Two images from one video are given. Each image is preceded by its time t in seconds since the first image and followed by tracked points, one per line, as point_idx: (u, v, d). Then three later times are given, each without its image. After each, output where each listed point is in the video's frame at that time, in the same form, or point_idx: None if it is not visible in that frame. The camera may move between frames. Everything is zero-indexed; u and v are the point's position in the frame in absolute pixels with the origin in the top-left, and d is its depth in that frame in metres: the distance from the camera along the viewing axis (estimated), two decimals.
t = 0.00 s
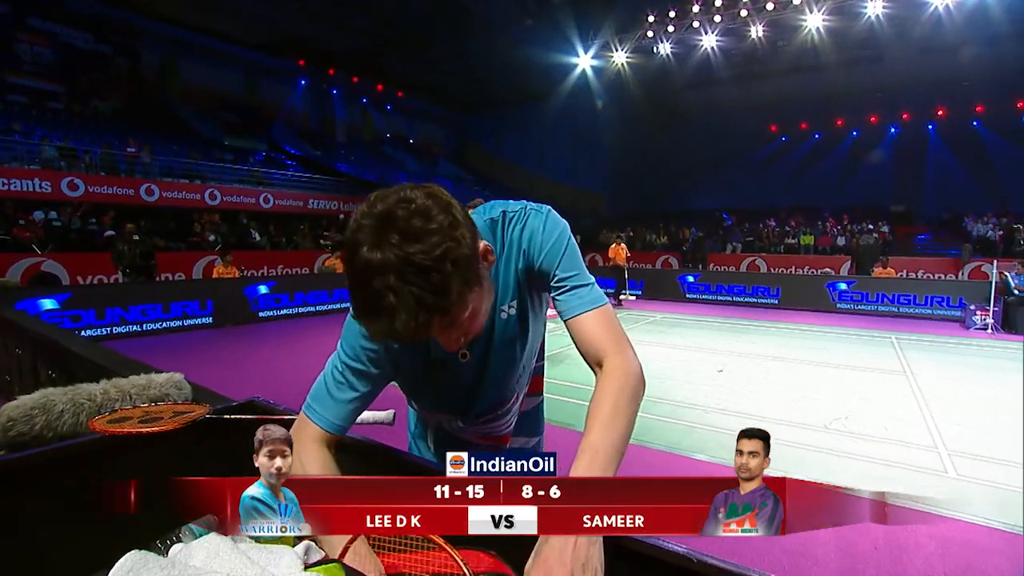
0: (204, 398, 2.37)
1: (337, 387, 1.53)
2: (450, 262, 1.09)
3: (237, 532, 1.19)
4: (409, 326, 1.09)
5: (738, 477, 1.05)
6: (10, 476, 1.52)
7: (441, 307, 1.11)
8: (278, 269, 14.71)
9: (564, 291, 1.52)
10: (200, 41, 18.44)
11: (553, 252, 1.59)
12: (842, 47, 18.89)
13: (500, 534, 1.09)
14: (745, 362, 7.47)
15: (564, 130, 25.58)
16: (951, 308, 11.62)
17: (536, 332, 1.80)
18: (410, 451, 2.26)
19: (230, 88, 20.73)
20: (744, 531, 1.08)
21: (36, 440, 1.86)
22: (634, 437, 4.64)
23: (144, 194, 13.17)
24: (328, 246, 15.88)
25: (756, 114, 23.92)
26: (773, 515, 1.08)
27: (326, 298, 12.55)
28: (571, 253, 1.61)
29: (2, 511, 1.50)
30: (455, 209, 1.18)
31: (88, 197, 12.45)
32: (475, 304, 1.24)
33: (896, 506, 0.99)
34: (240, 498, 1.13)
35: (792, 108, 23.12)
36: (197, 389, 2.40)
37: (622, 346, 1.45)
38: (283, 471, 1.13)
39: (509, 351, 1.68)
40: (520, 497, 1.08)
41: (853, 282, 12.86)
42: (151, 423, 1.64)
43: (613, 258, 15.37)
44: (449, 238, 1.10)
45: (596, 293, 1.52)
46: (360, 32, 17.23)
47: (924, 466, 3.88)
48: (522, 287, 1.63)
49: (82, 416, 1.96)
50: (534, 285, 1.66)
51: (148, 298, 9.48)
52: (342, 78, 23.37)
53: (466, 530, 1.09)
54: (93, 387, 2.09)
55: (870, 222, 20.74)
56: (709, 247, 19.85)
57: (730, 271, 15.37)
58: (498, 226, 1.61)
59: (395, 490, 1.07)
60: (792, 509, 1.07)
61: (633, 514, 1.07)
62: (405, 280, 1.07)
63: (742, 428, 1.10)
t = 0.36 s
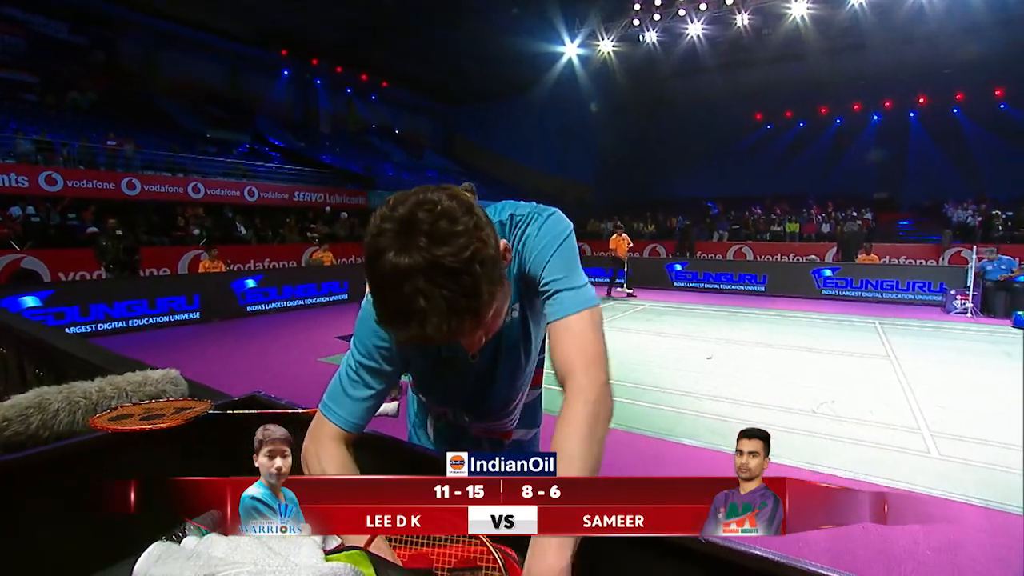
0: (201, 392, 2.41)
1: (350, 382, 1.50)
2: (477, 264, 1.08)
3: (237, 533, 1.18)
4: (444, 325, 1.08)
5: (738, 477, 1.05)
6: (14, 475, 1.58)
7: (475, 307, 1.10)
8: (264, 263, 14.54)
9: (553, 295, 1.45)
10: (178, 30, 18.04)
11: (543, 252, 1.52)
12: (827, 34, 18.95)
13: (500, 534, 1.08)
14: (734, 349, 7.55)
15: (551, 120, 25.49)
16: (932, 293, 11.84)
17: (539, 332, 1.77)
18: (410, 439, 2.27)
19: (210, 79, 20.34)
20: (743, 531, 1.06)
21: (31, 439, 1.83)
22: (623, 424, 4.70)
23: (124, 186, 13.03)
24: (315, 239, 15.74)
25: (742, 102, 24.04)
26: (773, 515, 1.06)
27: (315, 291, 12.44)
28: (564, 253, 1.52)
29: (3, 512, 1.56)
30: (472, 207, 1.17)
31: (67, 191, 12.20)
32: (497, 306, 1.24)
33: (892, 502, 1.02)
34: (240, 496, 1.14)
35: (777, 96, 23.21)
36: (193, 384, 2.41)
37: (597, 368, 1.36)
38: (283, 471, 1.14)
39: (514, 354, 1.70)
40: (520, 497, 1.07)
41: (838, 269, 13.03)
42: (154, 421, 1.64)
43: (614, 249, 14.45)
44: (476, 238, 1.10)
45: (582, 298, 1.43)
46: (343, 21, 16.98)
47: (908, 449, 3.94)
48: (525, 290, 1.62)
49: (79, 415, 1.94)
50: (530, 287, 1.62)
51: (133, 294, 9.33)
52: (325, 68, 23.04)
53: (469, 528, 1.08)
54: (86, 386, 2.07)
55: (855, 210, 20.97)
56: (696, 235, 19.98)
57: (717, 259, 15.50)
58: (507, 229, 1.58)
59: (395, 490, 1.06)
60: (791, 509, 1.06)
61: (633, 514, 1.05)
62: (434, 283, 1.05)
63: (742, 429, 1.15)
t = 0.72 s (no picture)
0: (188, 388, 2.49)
1: (340, 384, 1.47)
2: (480, 309, 1.08)
3: (237, 534, 1.17)
4: (443, 369, 1.08)
5: (737, 477, 1.06)
6: (14, 475, 1.54)
7: (476, 351, 1.10)
8: (249, 260, 14.37)
9: (543, 328, 1.44)
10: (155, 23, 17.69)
11: (535, 281, 1.49)
12: (809, 30, 19.16)
13: (499, 535, 1.08)
14: (721, 341, 7.64)
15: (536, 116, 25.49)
16: (911, 285, 12.04)
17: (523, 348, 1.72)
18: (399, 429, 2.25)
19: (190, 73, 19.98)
20: (744, 531, 1.10)
21: (16, 437, 1.77)
22: (615, 417, 4.73)
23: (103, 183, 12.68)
24: (299, 236, 15.60)
25: (725, 98, 24.28)
26: (773, 515, 1.11)
27: (300, 287, 12.33)
28: (554, 284, 1.50)
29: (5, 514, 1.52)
30: (475, 248, 1.15)
31: (43, 189, 11.86)
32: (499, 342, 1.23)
33: (892, 502, 1.10)
34: (240, 497, 1.11)
35: (760, 91, 23.44)
36: (179, 380, 2.49)
37: (586, 410, 1.35)
38: (283, 470, 1.11)
39: (500, 379, 1.64)
40: (520, 497, 1.07)
41: (820, 262, 13.24)
42: (146, 416, 1.71)
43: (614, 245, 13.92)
44: (478, 284, 1.07)
45: (571, 332, 1.42)
46: (325, 15, 16.79)
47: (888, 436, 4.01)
48: (514, 314, 1.56)
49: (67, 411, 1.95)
50: (518, 316, 1.57)
51: (114, 293, 9.15)
52: (308, 63, 22.78)
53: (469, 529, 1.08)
54: (73, 382, 2.07)
55: (836, 204, 21.27)
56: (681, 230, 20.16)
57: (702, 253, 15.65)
58: (501, 254, 1.53)
59: (395, 490, 1.05)
60: (790, 508, 1.10)
61: (633, 514, 1.05)
62: (437, 331, 1.05)
63: (743, 432, 1.23)
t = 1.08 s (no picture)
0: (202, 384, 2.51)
1: (329, 378, 1.49)
2: (445, 287, 1.06)
3: (237, 534, 1.20)
4: (393, 339, 1.05)
5: (737, 478, 1.07)
6: (15, 470, 1.55)
7: (429, 329, 1.06)
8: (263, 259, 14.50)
9: (554, 314, 1.46)
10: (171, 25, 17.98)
11: (541, 267, 1.51)
12: (824, 25, 18.95)
13: (499, 536, 1.09)
14: (732, 339, 7.60)
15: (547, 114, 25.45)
16: (928, 283, 11.84)
17: (526, 335, 1.75)
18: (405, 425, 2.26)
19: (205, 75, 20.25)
20: (744, 530, 1.13)
21: (36, 429, 1.86)
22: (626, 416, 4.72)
23: (121, 184, 12.94)
24: (313, 235, 15.76)
25: (738, 95, 24.11)
26: (773, 515, 1.12)
27: (314, 286, 12.48)
28: (558, 269, 1.53)
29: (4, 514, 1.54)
30: (457, 231, 1.15)
31: (64, 189, 12.12)
32: (468, 332, 1.19)
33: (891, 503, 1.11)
34: (240, 497, 1.15)
35: (774, 87, 23.24)
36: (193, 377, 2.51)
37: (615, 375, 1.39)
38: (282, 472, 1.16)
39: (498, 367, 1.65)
40: (520, 498, 1.08)
41: (835, 260, 13.09)
42: (157, 411, 1.72)
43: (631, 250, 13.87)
44: (448, 261, 1.06)
45: (585, 311, 1.45)
46: (339, 16, 16.95)
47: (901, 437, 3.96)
48: (514, 302, 1.58)
49: (83, 405, 1.99)
50: (522, 301, 1.60)
51: (131, 291, 9.31)
52: (321, 63, 23.03)
53: (468, 530, 1.09)
54: (90, 377, 2.13)
55: (851, 201, 20.97)
56: (693, 227, 20.04)
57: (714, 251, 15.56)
58: (492, 243, 1.53)
59: (397, 490, 1.08)
60: (791, 508, 1.10)
61: (633, 515, 1.06)
62: (397, 295, 1.04)
63: (743, 431, 1.20)
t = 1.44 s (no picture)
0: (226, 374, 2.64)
1: (322, 354, 1.51)
2: (428, 274, 1.10)
3: (238, 533, 1.21)
4: (368, 312, 1.09)
5: (736, 477, 1.05)
6: (30, 450, 1.88)
7: (405, 309, 1.10)
8: (293, 254, 14.85)
9: (554, 312, 1.46)
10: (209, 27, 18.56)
11: (541, 268, 1.49)
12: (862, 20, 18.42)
13: (500, 534, 1.12)
14: (757, 342, 7.44)
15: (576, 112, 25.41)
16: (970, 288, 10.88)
17: (527, 333, 1.79)
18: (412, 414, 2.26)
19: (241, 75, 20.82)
20: (744, 529, 1.10)
21: (75, 412, 2.15)
22: (644, 416, 4.69)
23: (160, 180, 13.40)
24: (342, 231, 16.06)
25: (772, 92, 23.65)
26: (773, 515, 1.09)
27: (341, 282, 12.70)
28: (558, 270, 1.49)
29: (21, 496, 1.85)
30: (457, 225, 1.19)
31: (108, 185, 12.63)
32: (444, 321, 1.23)
33: (895, 502, 1.03)
34: (240, 497, 1.15)
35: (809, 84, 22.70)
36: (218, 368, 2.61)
37: (603, 343, 1.45)
38: (284, 470, 1.14)
39: (496, 356, 1.70)
40: (520, 497, 1.12)
41: (869, 263, 12.60)
42: (178, 396, 1.87)
43: (656, 248, 13.65)
44: (438, 249, 1.11)
45: (588, 308, 1.46)
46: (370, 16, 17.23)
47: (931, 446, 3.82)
48: (509, 294, 1.59)
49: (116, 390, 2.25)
50: (519, 295, 1.61)
51: (168, 284, 9.66)
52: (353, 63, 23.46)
53: (468, 529, 1.12)
54: (124, 365, 2.39)
55: (890, 202, 20.25)
56: (723, 228, 19.69)
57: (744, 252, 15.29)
58: (487, 233, 1.52)
59: (398, 490, 1.10)
60: (791, 509, 1.07)
61: (633, 514, 1.08)
62: (383, 270, 1.08)
63: (742, 428, 1.09)
